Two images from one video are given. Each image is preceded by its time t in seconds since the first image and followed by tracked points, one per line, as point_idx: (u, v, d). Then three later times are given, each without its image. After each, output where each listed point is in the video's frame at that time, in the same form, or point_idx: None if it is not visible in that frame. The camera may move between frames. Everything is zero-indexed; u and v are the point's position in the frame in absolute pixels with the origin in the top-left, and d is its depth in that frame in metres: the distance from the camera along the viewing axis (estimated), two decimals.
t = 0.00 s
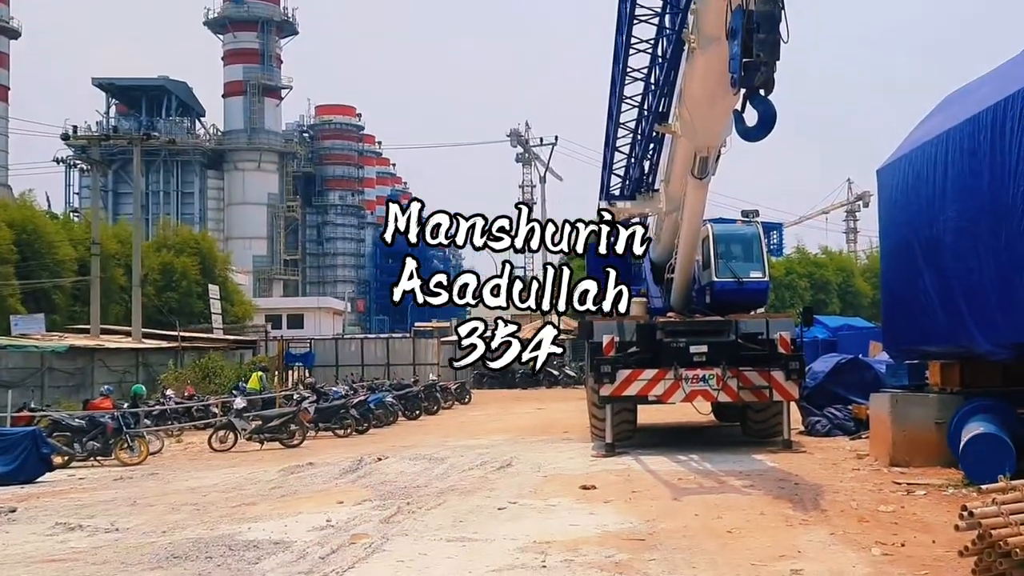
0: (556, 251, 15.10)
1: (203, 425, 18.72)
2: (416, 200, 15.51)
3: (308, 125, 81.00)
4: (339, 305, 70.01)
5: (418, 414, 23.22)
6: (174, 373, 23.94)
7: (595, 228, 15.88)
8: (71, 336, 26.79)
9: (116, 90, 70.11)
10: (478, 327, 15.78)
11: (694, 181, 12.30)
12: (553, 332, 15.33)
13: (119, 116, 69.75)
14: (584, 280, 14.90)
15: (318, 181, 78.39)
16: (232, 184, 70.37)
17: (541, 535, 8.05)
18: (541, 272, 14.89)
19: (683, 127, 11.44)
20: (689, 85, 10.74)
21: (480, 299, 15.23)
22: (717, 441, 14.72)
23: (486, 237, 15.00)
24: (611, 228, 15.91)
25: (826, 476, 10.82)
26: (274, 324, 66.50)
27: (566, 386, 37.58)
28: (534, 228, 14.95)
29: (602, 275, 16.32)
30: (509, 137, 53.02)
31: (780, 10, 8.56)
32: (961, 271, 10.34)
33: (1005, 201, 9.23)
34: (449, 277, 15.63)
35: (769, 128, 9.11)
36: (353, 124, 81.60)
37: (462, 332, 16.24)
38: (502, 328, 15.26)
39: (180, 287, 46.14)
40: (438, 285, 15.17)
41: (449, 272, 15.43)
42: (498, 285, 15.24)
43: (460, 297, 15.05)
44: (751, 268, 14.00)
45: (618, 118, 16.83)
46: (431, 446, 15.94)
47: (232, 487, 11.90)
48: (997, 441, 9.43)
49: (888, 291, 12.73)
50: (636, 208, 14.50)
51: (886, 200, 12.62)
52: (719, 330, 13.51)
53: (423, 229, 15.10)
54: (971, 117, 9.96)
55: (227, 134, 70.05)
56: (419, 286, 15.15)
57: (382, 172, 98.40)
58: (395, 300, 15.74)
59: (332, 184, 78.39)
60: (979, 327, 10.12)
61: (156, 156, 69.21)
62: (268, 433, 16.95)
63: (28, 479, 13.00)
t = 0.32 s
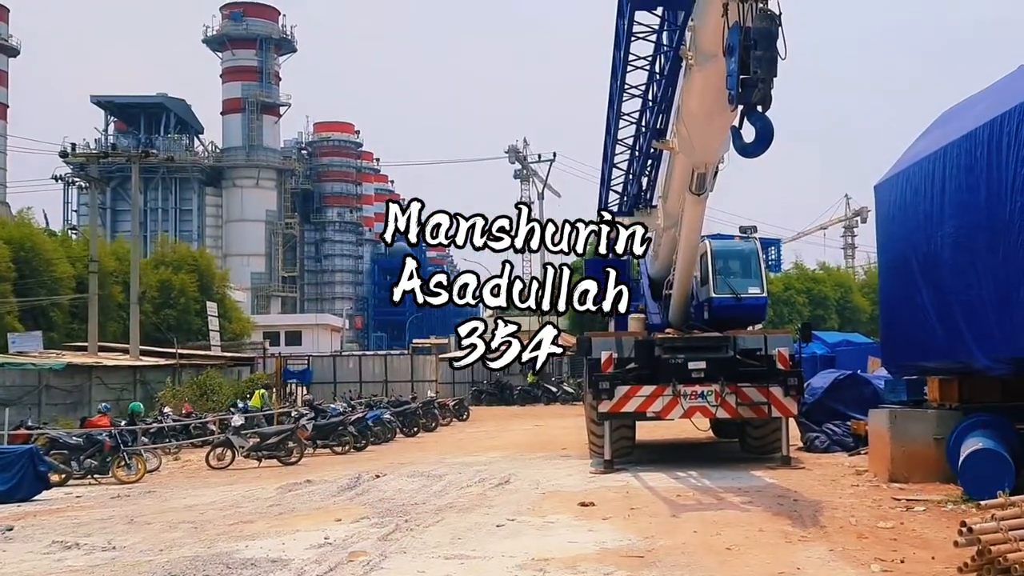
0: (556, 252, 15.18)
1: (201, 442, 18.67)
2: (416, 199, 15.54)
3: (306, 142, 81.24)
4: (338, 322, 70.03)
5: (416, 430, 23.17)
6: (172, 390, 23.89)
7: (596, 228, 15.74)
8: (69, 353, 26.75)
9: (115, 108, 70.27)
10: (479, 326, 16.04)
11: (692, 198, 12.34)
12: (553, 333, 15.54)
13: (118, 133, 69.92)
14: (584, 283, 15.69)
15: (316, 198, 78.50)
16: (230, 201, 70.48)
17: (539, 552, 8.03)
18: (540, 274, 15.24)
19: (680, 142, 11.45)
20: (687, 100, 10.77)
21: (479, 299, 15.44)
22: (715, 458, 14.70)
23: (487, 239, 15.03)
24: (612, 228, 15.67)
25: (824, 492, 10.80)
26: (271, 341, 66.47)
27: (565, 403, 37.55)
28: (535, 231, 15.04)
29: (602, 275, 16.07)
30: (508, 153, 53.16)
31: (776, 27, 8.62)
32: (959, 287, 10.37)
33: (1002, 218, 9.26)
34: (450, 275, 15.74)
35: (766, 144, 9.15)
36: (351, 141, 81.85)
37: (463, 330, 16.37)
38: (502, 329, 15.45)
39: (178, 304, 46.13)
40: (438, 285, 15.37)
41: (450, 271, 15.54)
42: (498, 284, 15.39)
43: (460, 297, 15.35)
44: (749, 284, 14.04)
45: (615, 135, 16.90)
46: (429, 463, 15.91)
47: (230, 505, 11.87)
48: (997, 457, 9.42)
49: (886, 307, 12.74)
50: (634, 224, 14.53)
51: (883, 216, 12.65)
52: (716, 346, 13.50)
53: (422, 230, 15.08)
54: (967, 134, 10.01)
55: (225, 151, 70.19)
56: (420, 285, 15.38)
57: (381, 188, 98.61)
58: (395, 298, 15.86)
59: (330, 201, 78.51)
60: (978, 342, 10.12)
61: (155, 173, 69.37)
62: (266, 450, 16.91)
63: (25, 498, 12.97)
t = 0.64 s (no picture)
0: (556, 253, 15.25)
1: (198, 457, 18.62)
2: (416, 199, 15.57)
3: (305, 157, 81.44)
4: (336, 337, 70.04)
5: (414, 446, 23.14)
6: (170, 405, 23.84)
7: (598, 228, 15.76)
8: (66, 368, 26.69)
9: (114, 123, 70.37)
10: (479, 327, 16.05)
11: (690, 213, 12.37)
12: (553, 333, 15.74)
13: (117, 149, 70.03)
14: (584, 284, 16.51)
15: (315, 213, 78.59)
16: (229, 216, 70.54)
17: (537, 568, 8.01)
18: (540, 273, 15.41)
19: (678, 158, 11.48)
20: (685, 116, 10.81)
21: (479, 299, 15.47)
22: (714, 473, 14.67)
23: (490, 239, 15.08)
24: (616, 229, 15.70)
25: (823, 507, 10.78)
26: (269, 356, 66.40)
27: (563, 418, 37.48)
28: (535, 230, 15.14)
29: (603, 276, 16.64)
30: (506, 168, 53.26)
31: (774, 44, 8.66)
32: (958, 302, 10.37)
33: (1000, 233, 9.28)
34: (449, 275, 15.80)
35: (765, 158, 9.18)
36: (349, 156, 82.02)
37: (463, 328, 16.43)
38: (501, 329, 15.59)
39: (176, 318, 46.10)
40: (437, 286, 15.41)
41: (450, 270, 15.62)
42: (498, 285, 15.45)
43: (460, 297, 15.36)
44: (748, 298, 14.08)
45: (614, 149, 16.92)
46: (426, 479, 15.88)
47: (227, 520, 11.84)
48: (995, 472, 9.41)
49: (885, 322, 12.75)
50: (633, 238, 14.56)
51: (882, 231, 12.68)
52: (715, 360, 13.50)
53: (422, 230, 15.11)
54: (964, 149, 10.06)
55: (224, 166, 70.31)
56: (419, 286, 15.41)
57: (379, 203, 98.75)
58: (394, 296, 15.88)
59: (329, 216, 78.61)
60: (976, 358, 10.11)
61: (154, 188, 69.47)
62: (263, 465, 16.86)
63: (21, 514, 12.90)
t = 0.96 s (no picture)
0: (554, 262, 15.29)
1: (196, 471, 18.59)
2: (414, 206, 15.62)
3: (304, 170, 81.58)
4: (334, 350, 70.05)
5: (411, 459, 23.11)
6: (167, 418, 23.80)
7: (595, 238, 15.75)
8: (63, 382, 26.64)
9: (113, 136, 70.44)
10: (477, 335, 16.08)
11: (689, 226, 12.38)
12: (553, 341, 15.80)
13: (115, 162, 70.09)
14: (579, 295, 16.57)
15: (313, 226, 78.66)
16: (227, 229, 70.57)
17: None
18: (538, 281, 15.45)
19: (676, 172, 11.51)
20: (683, 129, 10.86)
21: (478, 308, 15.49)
22: (712, 486, 14.65)
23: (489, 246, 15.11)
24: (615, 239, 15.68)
25: (822, 520, 10.77)
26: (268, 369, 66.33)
27: (561, 431, 37.44)
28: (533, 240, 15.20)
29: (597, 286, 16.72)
30: (504, 181, 53.33)
31: (771, 57, 8.70)
32: (956, 313, 10.39)
33: (998, 245, 9.30)
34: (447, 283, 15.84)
35: (762, 172, 9.21)
36: (348, 169, 82.18)
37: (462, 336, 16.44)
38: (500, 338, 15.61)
39: (173, 331, 46.03)
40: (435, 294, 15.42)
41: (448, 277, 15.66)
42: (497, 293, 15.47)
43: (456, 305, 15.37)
44: (746, 311, 14.09)
45: (612, 162, 16.94)
46: (424, 492, 15.85)
47: (224, 534, 11.81)
48: (994, 485, 9.40)
49: (883, 335, 12.75)
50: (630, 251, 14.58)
51: (880, 244, 12.70)
52: (713, 373, 13.51)
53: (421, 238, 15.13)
54: (962, 161, 10.09)
55: (222, 180, 70.38)
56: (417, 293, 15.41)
57: (377, 216, 98.92)
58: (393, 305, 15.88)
59: (327, 229, 78.62)
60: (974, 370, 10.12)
61: (151, 202, 69.57)
62: (260, 479, 16.81)
63: (17, 528, 12.86)
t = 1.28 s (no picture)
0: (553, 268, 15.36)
1: (193, 482, 18.55)
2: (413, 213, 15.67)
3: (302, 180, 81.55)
4: (331, 360, 69.97)
5: (409, 469, 23.07)
6: (164, 428, 23.77)
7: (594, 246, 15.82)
8: (61, 392, 26.61)
9: (111, 146, 70.48)
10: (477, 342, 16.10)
11: (687, 236, 12.39)
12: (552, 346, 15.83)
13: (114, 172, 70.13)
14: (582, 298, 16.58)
15: (311, 236, 78.60)
16: (225, 239, 70.59)
17: None
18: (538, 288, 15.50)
19: (674, 181, 11.54)
20: (681, 140, 10.90)
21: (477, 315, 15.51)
22: (710, 496, 14.65)
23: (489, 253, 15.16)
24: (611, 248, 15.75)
25: (821, 530, 10.77)
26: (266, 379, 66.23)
27: (559, 441, 37.38)
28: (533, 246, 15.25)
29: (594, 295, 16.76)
30: (503, 191, 53.34)
31: (769, 68, 8.75)
32: (954, 323, 10.40)
33: (996, 254, 9.31)
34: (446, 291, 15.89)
35: (759, 183, 9.24)
36: (347, 179, 82.28)
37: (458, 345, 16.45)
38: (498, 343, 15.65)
39: (171, 341, 45.94)
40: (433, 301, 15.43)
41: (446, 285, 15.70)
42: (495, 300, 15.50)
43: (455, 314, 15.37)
44: (744, 321, 14.11)
45: (609, 173, 17.01)
46: (421, 503, 15.81)
47: (222, 545, 11.79)
48: (992, 495, 9.38)
49: (881, 345, 12.78)
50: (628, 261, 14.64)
51: (878, 254, 12.73)
52: (711, 384, 13.52)
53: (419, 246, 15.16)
54: (959, 172, 10.12)
55: (220, 190, 70.40)
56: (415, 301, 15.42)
57: (375, 226, 99.02)
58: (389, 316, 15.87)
59: (325, 239, 78.63)
60: (972, 381, 10.13)
61: (149, 212, 69.63)
62: (258, 489, 16.78)
63: (14, 538, 12.83)
